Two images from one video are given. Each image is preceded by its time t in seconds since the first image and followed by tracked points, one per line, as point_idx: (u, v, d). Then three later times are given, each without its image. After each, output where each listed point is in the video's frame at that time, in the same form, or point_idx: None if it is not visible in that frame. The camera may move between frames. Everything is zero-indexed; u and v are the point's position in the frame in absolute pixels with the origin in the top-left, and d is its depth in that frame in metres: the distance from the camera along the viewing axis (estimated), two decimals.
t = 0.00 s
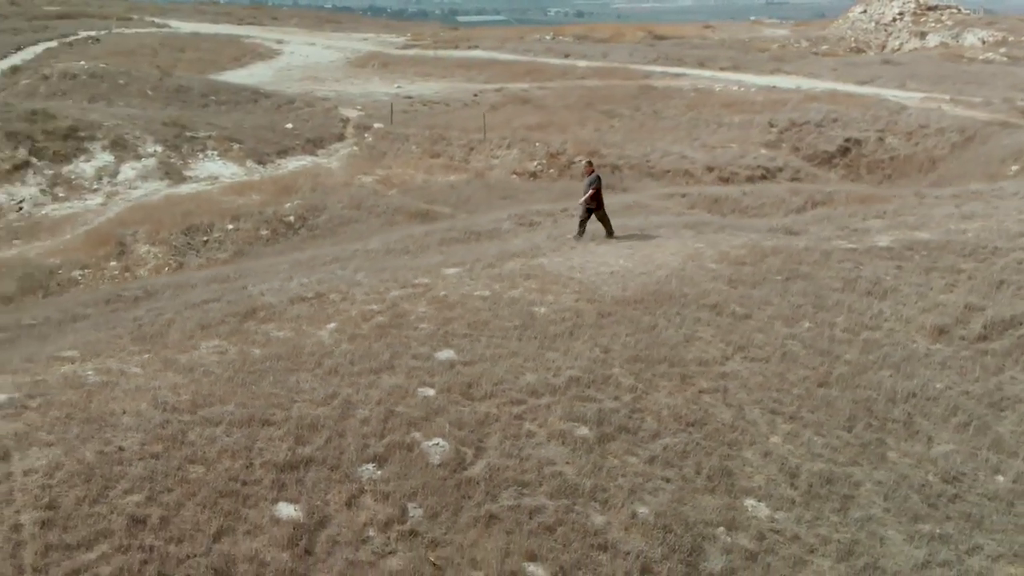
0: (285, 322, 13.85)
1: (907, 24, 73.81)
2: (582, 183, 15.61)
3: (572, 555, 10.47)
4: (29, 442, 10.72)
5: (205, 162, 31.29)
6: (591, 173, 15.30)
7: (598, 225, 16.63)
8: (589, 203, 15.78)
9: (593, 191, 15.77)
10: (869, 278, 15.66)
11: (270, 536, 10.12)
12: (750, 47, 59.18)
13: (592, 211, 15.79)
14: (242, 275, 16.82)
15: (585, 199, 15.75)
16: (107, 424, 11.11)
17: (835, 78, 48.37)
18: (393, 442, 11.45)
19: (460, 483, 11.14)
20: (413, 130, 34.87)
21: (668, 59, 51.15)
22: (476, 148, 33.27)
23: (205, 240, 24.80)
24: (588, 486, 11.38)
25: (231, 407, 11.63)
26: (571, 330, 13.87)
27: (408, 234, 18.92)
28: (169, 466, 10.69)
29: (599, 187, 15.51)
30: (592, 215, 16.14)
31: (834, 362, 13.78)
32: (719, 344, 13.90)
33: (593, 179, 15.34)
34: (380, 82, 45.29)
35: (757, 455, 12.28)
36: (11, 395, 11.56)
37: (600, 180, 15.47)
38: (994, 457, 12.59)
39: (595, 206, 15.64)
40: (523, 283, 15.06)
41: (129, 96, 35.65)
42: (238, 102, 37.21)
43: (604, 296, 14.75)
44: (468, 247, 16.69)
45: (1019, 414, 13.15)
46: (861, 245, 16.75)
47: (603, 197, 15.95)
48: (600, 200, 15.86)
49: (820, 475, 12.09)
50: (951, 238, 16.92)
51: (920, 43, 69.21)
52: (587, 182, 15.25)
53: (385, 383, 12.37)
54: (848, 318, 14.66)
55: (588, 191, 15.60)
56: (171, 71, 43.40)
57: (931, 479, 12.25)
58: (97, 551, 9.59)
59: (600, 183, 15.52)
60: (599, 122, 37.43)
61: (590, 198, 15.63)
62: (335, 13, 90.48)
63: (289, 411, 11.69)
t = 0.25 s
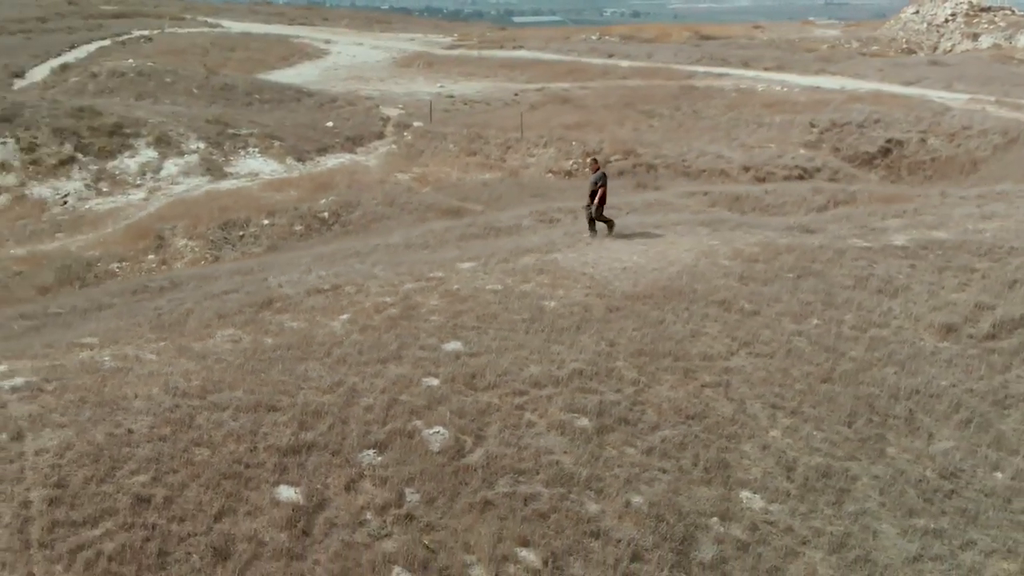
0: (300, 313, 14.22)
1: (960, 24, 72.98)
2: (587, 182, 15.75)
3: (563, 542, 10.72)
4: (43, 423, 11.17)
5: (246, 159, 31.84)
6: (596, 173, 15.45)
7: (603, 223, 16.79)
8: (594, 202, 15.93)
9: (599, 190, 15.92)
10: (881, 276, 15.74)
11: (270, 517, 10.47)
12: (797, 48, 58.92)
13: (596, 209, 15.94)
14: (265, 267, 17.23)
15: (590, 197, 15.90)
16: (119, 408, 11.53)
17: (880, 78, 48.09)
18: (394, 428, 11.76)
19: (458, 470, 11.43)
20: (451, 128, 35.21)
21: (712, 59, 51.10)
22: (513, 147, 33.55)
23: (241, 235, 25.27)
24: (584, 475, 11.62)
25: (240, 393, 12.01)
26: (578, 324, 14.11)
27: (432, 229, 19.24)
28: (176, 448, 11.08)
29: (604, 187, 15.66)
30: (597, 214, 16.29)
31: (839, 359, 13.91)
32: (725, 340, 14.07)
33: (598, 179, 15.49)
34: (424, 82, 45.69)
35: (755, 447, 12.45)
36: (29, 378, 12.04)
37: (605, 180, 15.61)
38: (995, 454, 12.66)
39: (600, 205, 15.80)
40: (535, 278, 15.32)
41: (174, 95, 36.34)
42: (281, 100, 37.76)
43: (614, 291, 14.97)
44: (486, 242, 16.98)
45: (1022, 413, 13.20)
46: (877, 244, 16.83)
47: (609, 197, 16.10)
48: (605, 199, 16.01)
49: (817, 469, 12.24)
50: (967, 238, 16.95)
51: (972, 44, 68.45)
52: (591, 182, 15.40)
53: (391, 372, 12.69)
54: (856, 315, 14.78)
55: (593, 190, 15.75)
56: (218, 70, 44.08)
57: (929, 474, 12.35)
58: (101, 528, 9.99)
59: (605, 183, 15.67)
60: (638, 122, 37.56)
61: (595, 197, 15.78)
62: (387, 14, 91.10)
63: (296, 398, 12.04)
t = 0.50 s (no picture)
0: (311, 304, 14.58)
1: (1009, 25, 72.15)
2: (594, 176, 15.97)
3: (553, 528, 10.96)
4: (54, 407, 11.60)
5: (282, 156, 32.35)
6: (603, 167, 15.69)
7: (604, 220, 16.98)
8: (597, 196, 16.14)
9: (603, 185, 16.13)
10: (889, 274, 15.83)
11: (267, 500, 10.80)
12: (840, 48, 58.61)
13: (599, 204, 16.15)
14: (285, 260, 17.63)
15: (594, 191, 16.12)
16: (127, 393, 11.94)
17: (922, 79, 47.80)
18: (393, 417, 12.07)
19: (454, 458, 11.70)
20: (485, 127, 35.50)
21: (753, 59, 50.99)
22: (546, 146, 33.81)
23: (273, 230, 25.70)
24: (578, 464, 11.85)
25: (245, 380, 12.39)
26: (583, 318, 14.35)
27: (451, 225, 19.55)
28: (180, 432, 11.46)
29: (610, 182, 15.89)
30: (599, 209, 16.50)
31: (840, 354, 14.04)
32: (727, 335, 14.25)
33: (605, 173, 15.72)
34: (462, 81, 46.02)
35: (750, 440, 12.61)
36: (44, 364, 12.53)
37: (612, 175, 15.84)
38: (992, 450, 12.72)
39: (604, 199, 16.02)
40: (544, 273, 15.59)
41: (214, 93, 36.97)
42: (319, 98, 38.26)
43: (621, 287, 15.21)
44: (500, 238, 17.27)
45: (1022, 410, 13.25)
46: (888, 243, 16.91)
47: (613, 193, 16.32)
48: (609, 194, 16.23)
49: (811, 462, 12.36)
50: (980, 237, 16.99)
51: (1021, 45, 67.65)
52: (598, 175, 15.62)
53: (394, 363, 13.02)
54: (861, 312, 14.89)
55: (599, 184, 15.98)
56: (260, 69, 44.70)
57: (924, 469, 12.43)
58: (103, 507, 10.37)
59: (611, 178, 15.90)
60: (672, 122, 37.65)
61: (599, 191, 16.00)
62: (433, 14, 91.60)
63: (299, 386, 12.39)
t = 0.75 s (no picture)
0: (322, 296, 14.94)
1: None
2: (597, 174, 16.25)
3: (544, 516, 11.19)
4: (65, 392, 12.03)
5: (316, 154, 32.79)
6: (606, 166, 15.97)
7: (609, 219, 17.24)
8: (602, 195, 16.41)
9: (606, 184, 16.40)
10: (897, 272, 15.92)
11: (266, 484, 11.13)
12: (884, 48, 58.13)
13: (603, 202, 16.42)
14: (304, 253, 18.02)
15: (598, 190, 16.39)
16: (137, 379, 12.35)
17: (964, 80, 47.37)
18: (394, 406, 12.38)
19: (451, 446, 11.98)
20: (519, 126, 35.73)
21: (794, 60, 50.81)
22: (578, 146, 34.02)
23: (303, 226, 26.11)
24: (573, 455, 12.07)
25: (251, 368, 12.76)
26: (587, 313, 14.59)
27: (471, 221, 19.84)
28: (185, 417, 11.83)
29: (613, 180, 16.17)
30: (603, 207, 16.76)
31: (841, 351, 14.17)
32: (730, 331, 14.43)
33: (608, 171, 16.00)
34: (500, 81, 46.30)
35: (746, 434, 12.77)
36: (58, 350, 13.01)
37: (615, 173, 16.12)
38: (989, 448, 12.79)
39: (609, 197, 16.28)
40: (553, 269, 15.86)
41: (253, 92, 37.53)
42: (357, 97, 38.71)
43: (627, 282, 15.44)
44: (514, 235, 17.55)
45: (1022, 408, 13.31)
46: (899, 241, 17.00)
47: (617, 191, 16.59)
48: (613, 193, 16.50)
49: (806, 457, 12.50)
50: (993, 237, 17.01)
51: None
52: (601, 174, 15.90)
53: (398, 354, 13.34)
54: (865, 310, 15.00)
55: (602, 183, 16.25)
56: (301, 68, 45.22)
57: (919, 465, 12.52)
58: (107, 488, 10.75)
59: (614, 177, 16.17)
60: (706, 123, 37.67)
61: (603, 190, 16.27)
62: (479, 15, 91.90)
63: (304, 375, 12.74)
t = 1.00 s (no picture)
0: (333, 289, 15.30)
1: None
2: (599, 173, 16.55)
3: (537, 503, 11.40)
4: (77, 377, 12.47)
5: (350, 152, 33.21)
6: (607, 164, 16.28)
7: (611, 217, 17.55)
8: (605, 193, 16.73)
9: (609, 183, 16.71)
10: (905, 271, 16.02)
11: (266, 468, 11.43)
12: (930, 49, 57.54)
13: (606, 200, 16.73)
14: (323, 247, 18.43)
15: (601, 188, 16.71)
16: (147, 366, 12.78)
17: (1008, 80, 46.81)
18: (395, 395, 12.68)
19: (449, 435, 12.24)
20: (552, 126, 35.91)
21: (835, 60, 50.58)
22: (611, 146, 34.19)
23: (332, 222, 26.51)
24: (568, 445, 12.27)
25: (259, 357, 13.14)
26: (592, 307, 14.86)
27: (491, 218, 20.14)
28: (191, 403, 12.19)
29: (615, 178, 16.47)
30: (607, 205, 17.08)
31: (843, 347, 14.29)
32: (732, 327, 14.61)
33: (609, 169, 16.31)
34: (539, 81, 46.50)
35: (743, 428, 12.92)
36: (73, 337, 13.55)
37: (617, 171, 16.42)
38: (986, 444, 12.83)
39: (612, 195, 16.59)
40: (562, 265, 16.16)
41: (292, 91, 38.08)
42: (394, 96, 39.12)
43: (634, 278, 15.71)
44: (529, 233, 17.86)
45: (1021, 406, 13.35)
46: (910, 240, 17.11)
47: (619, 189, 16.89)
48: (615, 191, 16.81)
49: (801, 450, 12.61)
50: (1005, 236, 17.03)
51: None
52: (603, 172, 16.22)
53: (402, 345, 13.67)
54: (870, 307, 15.13)
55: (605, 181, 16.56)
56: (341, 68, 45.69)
57: (913, 460, 12.58)
58: (112, 469, 11.09)
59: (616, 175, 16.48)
60: (740, 123, 37.62)
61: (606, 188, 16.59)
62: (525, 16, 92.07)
63: (309, 364, 13.10)
